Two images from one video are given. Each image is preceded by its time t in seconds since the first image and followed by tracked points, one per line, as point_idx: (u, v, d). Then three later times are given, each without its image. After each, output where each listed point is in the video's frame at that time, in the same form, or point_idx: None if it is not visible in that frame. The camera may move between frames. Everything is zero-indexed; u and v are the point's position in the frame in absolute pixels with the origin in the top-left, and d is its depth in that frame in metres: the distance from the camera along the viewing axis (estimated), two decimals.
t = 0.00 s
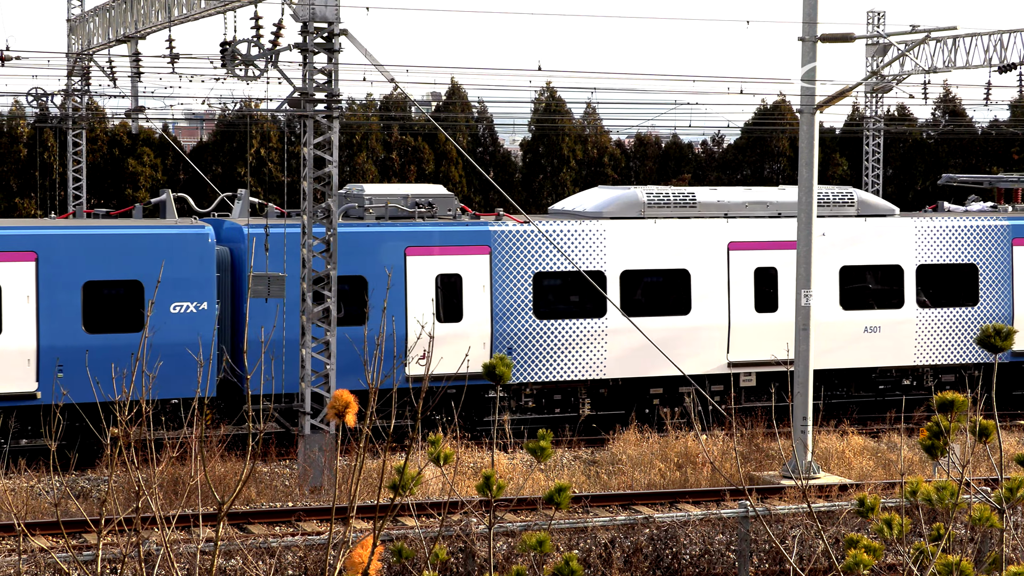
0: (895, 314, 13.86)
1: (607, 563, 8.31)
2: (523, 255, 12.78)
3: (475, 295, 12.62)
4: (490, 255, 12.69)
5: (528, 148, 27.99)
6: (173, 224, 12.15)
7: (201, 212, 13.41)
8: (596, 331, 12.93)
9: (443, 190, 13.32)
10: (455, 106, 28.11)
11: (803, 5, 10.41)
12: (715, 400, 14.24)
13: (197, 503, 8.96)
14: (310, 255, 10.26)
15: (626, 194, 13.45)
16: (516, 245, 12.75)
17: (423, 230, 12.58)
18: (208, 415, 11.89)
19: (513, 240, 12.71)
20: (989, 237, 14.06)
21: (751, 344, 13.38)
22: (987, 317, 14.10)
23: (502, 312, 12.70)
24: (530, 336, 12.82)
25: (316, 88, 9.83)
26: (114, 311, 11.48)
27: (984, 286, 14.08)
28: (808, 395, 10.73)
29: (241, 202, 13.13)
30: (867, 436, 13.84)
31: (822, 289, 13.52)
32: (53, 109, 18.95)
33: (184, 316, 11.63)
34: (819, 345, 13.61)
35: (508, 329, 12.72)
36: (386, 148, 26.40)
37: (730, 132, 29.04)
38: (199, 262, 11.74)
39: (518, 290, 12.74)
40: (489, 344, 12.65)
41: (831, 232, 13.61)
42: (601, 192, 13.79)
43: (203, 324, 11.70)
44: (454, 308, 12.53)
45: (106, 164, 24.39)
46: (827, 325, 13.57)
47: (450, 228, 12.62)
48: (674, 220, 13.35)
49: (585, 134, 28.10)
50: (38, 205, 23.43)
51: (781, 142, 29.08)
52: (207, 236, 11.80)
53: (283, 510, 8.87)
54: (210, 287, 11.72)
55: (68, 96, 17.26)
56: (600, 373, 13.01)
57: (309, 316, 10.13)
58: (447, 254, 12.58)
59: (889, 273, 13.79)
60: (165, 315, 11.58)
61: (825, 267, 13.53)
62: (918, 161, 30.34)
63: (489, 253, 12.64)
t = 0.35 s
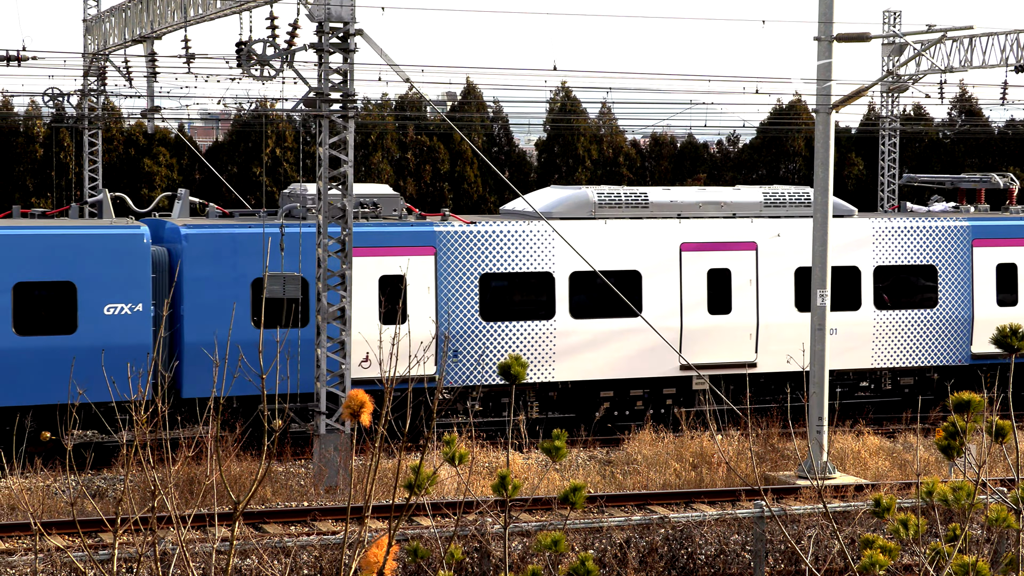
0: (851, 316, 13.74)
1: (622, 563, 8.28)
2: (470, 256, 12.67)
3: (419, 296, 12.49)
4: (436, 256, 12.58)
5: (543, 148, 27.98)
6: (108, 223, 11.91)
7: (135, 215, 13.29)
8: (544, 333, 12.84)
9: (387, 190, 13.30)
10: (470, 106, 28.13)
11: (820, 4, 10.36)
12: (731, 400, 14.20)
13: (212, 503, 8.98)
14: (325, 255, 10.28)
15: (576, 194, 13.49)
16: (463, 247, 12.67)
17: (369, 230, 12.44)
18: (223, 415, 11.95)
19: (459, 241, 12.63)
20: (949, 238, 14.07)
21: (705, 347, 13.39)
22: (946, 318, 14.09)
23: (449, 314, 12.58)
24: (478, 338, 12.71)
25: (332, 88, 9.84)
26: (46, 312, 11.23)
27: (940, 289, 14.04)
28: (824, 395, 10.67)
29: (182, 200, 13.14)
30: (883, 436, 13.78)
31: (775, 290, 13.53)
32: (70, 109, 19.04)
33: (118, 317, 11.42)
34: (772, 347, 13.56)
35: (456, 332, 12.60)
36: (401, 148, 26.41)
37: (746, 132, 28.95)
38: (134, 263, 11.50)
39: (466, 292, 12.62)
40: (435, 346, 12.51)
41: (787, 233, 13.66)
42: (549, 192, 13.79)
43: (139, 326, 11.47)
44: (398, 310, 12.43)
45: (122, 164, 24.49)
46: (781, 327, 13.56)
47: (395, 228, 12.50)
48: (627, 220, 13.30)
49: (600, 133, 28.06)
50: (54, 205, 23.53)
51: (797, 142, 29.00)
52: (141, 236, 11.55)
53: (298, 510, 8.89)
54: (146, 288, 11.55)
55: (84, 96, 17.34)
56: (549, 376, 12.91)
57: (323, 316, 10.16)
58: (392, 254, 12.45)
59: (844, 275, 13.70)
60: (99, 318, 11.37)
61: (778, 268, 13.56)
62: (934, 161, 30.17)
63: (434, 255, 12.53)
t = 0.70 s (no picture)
0: (806, 318, 13.69)
1: (637, 563, 8.25)
2: (413, 257, 12.46)
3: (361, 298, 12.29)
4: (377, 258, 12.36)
5: (558, 148, 27.96)
6: (40, 224, 11.71)
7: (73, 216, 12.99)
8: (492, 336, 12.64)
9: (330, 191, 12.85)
10: (485, 106, 28.15)
11: (835, 3, 10.30)
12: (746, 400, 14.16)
13: (227, 502, 9.01)
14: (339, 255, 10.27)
15: (525, 195, 13.18)
16: (406, 247, 12.45)
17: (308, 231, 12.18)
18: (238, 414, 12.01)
19: (402, 242, 12.41)
20: (907, 238, 13.86)
21: (655, 348, 13.26)
22: (903, 320, 13.88)
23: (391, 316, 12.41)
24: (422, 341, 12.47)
25: (346, 88, 9.85)
26: None
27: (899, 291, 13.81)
28: (839, 395, 10.60)
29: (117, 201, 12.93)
30: (898, 436, 13.71)
31: (728, 292, 13.39)
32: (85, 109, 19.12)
33: (50, 319, 11.20)
34: (725, 350, 13.43)
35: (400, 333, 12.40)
36: (416, 148, 26.44)
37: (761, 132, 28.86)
38: (66, 264, 11.28)
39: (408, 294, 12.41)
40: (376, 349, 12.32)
41: (739, 233, 13.48)
42: (501, 192, 13.44)
43: (71, 327, 11.26)
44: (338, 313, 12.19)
45: (137, 164, 24.60)
46: (733, 329, 13.41)
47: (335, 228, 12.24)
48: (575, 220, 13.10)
49: (615, 133, 28.02)
50: (70, 205, 23.62)
51: (812, 142, 28.92)
52: (73, 236, 11.33)
53: (313, 510, 8.90)
54: (79, 289, 11.32)
55: (100, 96, 17.42)
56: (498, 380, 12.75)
57: (338, 316, 10.16)
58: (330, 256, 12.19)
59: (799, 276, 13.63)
60: (30, 320, 11.15)
61: (731, 269, 13.39)
62: (950, 160, 29.99)
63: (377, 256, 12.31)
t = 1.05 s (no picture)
0: (760, 320, 13.45)
1: (652, 563, 8.23)
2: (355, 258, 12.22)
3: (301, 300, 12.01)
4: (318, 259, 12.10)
5: (573, 148, 27.92)
6: None
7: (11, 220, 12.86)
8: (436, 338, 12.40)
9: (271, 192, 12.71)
10: (500, 106, 28.14)
11: (851, 3, 10.26)
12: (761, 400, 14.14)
13: (243, 501, 9.04)
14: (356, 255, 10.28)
15: (471, 194, 12.83)
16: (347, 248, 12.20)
17: (244, 232, 11.90)
18: (253, 414, 12.05)
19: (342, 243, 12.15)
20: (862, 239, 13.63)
21: (604, 351, 13.02)
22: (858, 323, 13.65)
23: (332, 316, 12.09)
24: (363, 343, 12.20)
25: (362, 88, 9.86)
26: None
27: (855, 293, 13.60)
28: (855, 395, 10.53)
29: (52, 200, 12.83)
30: (915, 436, 13.64)
31: (677, 293, 13.17)
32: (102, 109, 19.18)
33: None
34: (675, 352, 13.24)
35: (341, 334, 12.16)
36: (431, 148, 26.46)
37: (777, 131, 28.75)
38: None
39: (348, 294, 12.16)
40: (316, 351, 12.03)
41: (691, 234, 13.25)
42: (450, 192, 13.19)
43: None
44: (277, 314, 11.95)
45: (154, 164, 24.70)
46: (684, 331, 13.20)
47: (274, 229, 11.99)
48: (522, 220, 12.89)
49: (630, 133, 27.97)
50: (86, 204, 23.71)
51: (828, 141, 28.79)
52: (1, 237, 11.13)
53: (328, 509, 8.92)
54: (7, 291, 11.10)
55: (115, 96, 17.49)
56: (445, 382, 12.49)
57: (354, 316, 10.18)
58: (269, 257, 11.94)
59: (753, 278, 13.39)
60: None
61: (681, 270, 13.17)
62: (966, 160, 29.80)
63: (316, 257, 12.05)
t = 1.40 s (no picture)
0: (711, 321, 13.26)
1: (667, 564, 8.19)
2: (293, 259, 12.00)
3: (238, 302, 11.80)
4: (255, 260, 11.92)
5: (588, 148, 27.88)
6: None
7: None
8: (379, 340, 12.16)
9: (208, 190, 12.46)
10: (514, 106, 28.14)
11: (867, 3, 10.20)
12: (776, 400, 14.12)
13: (258, 501, 9.06)
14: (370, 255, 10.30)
15: (415, 194, 12.69)
16: (286, 249, 12.00)
17: (181, 233, 11.75)
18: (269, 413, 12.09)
19: (281, 244, 11.95)
20: (815, 240, 13.51)
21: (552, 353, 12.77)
22: (812, 324, 13.51)
23: (270, 317, 11.88)
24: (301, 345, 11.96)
25: (377, 87, 9.87)
26: None
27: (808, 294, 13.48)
28: (870, 395, 10.49)
29: None
30: (930, 436, 13.57)
31: (626, 293, 12.96)
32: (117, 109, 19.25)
33: None
34: (624, 353, 13.01)
35: (278, 335, 11.90)
36: (446, 148, 26.47)
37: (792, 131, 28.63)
38: None
39: (286, 295, 11.94)
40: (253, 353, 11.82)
41: (640, 234, 13.07)
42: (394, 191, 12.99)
43: None
44: (213, 316, 11.74)
45: (169, 164, 24.80)
46: (632, 333, 12.98)
47: (211, 230, 11.83)
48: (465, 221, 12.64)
49: (645, 133, 27.90)
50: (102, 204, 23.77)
51: (843, 141, 28.66)
52: None
53: (343, 509, 8.94)
54: None
55: (131, 96, 17.56)
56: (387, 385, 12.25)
57: (368, 315, 10.19)
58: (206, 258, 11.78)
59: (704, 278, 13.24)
60: None
61: (630, 272, 12.97)
62: (983, 160, 29.61)
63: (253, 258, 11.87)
